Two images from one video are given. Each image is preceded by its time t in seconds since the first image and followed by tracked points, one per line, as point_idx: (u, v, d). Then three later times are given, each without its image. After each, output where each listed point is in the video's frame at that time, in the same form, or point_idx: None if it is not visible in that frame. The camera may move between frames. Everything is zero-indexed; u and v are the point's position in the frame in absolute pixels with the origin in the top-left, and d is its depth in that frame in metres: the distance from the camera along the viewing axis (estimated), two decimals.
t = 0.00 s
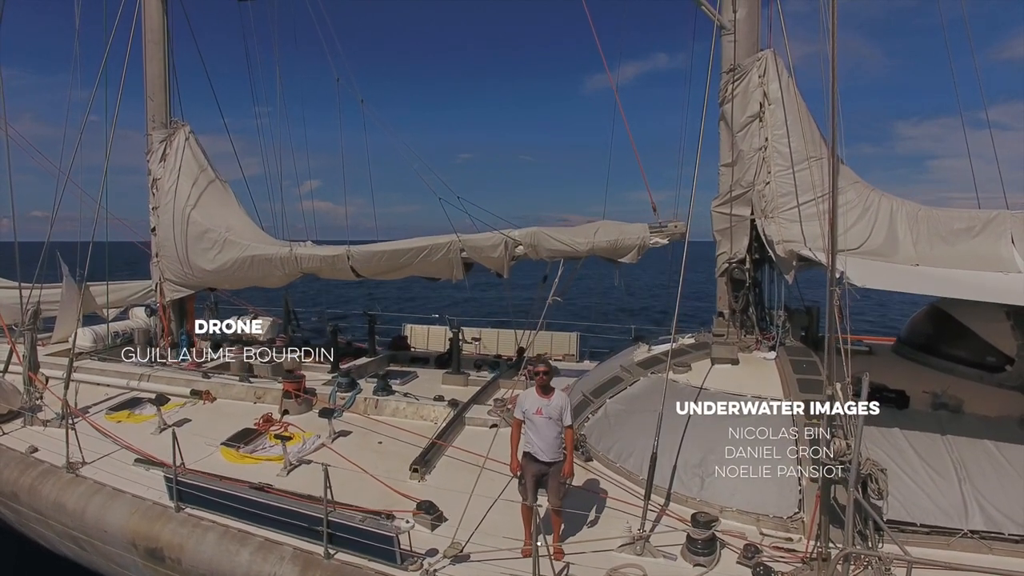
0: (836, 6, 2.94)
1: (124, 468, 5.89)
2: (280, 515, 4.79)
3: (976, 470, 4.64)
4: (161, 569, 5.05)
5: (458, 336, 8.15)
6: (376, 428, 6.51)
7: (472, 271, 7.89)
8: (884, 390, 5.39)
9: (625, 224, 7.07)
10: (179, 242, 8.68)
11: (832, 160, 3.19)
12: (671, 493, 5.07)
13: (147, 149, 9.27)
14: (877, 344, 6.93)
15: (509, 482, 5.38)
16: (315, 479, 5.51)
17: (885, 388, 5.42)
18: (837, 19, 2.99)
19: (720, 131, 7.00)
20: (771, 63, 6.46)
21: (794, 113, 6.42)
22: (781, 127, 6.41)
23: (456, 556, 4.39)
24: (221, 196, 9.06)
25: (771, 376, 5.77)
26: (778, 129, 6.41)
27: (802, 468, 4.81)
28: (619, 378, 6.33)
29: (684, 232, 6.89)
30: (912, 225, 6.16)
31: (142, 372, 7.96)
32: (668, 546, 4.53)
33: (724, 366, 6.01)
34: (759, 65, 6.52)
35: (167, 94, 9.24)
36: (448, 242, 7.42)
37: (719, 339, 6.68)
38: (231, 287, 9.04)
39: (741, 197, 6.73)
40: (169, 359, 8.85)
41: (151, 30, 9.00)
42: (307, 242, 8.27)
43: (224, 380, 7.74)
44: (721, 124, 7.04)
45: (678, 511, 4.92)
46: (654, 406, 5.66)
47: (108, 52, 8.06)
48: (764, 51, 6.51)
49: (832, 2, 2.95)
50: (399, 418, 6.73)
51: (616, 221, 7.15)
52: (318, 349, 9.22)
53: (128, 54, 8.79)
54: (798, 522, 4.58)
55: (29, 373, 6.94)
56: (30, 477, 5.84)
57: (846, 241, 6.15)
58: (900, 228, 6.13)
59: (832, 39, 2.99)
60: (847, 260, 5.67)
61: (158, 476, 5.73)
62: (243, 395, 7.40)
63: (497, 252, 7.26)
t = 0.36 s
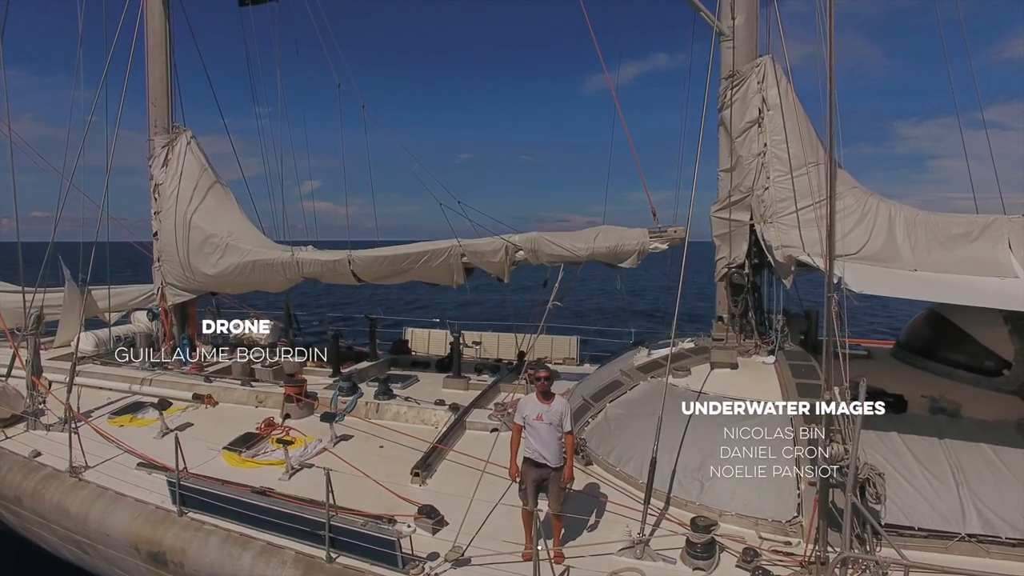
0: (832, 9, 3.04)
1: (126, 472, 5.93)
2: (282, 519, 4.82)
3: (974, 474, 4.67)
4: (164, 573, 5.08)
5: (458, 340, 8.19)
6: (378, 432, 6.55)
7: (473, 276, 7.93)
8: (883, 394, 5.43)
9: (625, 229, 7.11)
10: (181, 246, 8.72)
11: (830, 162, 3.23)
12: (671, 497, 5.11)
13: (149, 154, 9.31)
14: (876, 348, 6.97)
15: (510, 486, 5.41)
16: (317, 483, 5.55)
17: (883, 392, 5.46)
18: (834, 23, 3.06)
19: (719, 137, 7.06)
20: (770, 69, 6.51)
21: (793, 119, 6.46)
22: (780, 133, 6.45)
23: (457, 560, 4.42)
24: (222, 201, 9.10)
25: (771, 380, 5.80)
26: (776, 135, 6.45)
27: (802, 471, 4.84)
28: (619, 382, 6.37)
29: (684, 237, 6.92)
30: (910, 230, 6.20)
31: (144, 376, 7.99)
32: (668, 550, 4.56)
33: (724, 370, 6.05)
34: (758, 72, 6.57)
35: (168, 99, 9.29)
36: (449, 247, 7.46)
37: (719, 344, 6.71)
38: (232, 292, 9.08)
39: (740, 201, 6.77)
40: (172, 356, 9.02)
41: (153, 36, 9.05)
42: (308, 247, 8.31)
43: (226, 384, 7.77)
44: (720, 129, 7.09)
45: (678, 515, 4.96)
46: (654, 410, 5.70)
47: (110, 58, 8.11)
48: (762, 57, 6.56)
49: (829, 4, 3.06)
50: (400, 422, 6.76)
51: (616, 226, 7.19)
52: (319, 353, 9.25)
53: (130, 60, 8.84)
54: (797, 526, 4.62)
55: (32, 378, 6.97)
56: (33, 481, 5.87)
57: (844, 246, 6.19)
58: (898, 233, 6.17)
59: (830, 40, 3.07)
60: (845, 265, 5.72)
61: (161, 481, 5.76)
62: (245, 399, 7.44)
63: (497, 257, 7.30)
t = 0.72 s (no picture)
0: (829, 10, 3.09)
1: (129, 472, 5.95)
2: (283, 518, 4.85)
3: (972, 474, 4.69)
4: (166, 573, 5.09)
5: (459, 342, 8.21)
6: (379, 432, 6.57)
7: (473, 278, 7.96)
8: (882, 394, 5.47)
9: (625, 231, 7.15)
10: (183, 249, 8.76)
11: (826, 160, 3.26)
12: (670, 496, 5.13)
13: (151, 157, 9.37)
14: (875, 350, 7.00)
15: (510, 485, 5.43)
16: (318, 482, 5.57)
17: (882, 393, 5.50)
18: (831, 25, 3.10)
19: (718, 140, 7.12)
20: (769, 72, 6.56)
21: (792, 122, 6.51)
22: (779, 135, 6.49)
23: (458, 558, 4.44)
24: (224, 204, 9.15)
25: (770, 381, 5.83)
26: (775, 138, 6.50)
27: (801, 471, 4.86)
28: (619, 383, 6.39)
29: (684, 239, 6.96)
30: (908, 232, 6.24)
31: (145, 377, 8.02)
32: (668, 549, 4.58)
33: (723, 371, 6.07)
34: (757, 75, 6.62)
35: (171, 102, 9.35)
36: (449, 249, 7.50)
37: (718, 345, 6.74)
38: (234, 294, 9.12)
39: (739, 203, 6.83)
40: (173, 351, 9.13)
41: (156, 40, 9.12)
42: (310, 249, 8.35)
43: (227, 385, 7.80)
44: (719, 132, 7.14)
45: (678, 515, 4.97)
46: (654, 411, 5.71)
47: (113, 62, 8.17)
48: (761, 61, 6.62)
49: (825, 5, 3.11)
50: (401, 423, 6.78)
51: (616, 228, 7.23)
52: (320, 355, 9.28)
53: (133, 63, 8.90)
54: (796, 525, 4.64)
55: (35, 378, 6.99)
56: (35, 481, 5.89)
57: (843, 248, 6.23)
58: (896, 234, 6.21)
59: (827, 40, 3.11)
60: (843, 266, 5.77)
61: (163, 481, 5.78)
62: (246, 400, 7.47)
63: (497, 259, 7.34)
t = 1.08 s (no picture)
0: (828, 9, 3.13)
1: (129, 470, 5.95)
2: (283, 514, 4.85)
3: (971, 472, 4.69)
4: (166, 571, 5.10)
5: (459, 343, 8.22)
6: (379, 432, 6.58)
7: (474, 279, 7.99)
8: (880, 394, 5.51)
9: (625, 232, 7.18)
10: (185, 249, 8.79)
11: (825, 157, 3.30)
12: (670, 494, 5.13)
13: (153, 159, 9.41)
14: (874, 350, 7.02)
15: (511, 482, 5.44)
16: (319, 480, 5.58)
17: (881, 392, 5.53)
18: (830, 23, 3.14)
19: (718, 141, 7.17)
20: (768, 74, 6.59)
21: (791, 124, 6.54)
22: (778, 137, 6.53)
23: (458, 554, 4.45)
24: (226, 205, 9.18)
25: (770, 380, 5.86)
26: (774, 139, 6.54)
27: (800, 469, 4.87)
28: (619, 383, 6.41)
29: (684, 240, 7.01)
30: (907, 232, 6.27)
31: (146, 377, 8.03)
32: (668, 546, 4.59)
33: (723, 370, 6.09)
34: (757, 76, 6.66)
35: (173, 104, 9.39)
36: (450, 250, 7.53)
37: (717, 345, 6.76)
38: (235, 295, 9.14)
39: (738, 205, 6.87)
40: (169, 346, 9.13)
41: (159, 43, 9.17)
42: (311, 250, 8.38)
43: (228, 385, 7.81)
44: (719, 134, 7.19)
45: (677, 513, 4.98)
46: (654, 410, 5.72)
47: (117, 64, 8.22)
48: (761, 62, 6.66)
49: (824, 4, 3.15)
50: (401, 423, 6.78)
51: (616, 229, 7.26)
52: (320, 356, 9.29)
53: (136, 65, 8.95)
54: (796, 523, 4.64)
55: (36, 377, 7.00)
56: (36, 480, 5.90)
57: (841, 249, 6.26)
58: (895, 235, 6.24)
59: (826, 39, 3.15)
60: (842, 266, 5.81)
61: (163, 479, 5.78)
62: (247, 400, 7.47)
63: (498, 260, 7.36)
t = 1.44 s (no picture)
0: (828, 7, 3.15)
1: (130, 469, 5.94)
2: (283, 512, 4.84)
3: (972, 472, 4.71)
4: (165, 568, 5.09)
5: (460, 343, 8.22)
6: (380, 431, 6.58)
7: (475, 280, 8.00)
8: (881, 394, 5.52)
9: (627, 233, 7.19)
10: (187, 250, 8.81)
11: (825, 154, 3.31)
12: (671, 494, 5.11)
13: (156, 159, 9.43)
14: (875, 352, 7.03)
15: (512, 481, 5.45)
16: (320, 478, 5.58)
17: (882, 392, 5.54)
18: (831, 21, 3.15)
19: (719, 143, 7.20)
20: (769, 76, 6.62)
21: (792, 126, 6.57)
22: (779, 139, 6.56)
23: (459, 552, 4.45)
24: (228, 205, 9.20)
25: (770, 381, 5.87)
26: (775, 141, 6.56)
27: (802, 469, 4.87)
28: (620, 383, 6.42)
29: (684, 241, 7.00)
30: (907, 233, 6.29)
31: (147, 377, 8.03)
32: (669, 545, 4.58)
33: (724, 371, 6.10)
34: (758, 79, 6.69)
35: (176, 105, 9.42)
36: (451, 250, 7.53)
37: (718, 346, 6.77)
38: (236, 296, 9.16)
39: (739, 206, 6.88)
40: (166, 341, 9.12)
41: (163, 44, 9.21)
42: (312, 251, 8.39)
43: (228, 385, 7.80)
44: (720, 135, 7.23)
45: (678, 512, 4.97)
46: (655, 410, 5.72)
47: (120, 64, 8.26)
48: (761, 64, 6.69)
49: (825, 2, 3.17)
50: (402, 423, 6.78)
51: (618, 230, 7.27)
52: (321, 357, 9.28)
53: (139, 66, 8.99)
54: (797, 522, 4.64)
55: (37, 376, 7.00)
56: (36, 478, 5.89)
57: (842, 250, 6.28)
58: (895, 236, 6.26)
59: (827, 39, 3.16)
60: (843, 267, 5.82)
61: (164, 477, 5.78)
62: (247, 400, 7.47)
63: (499, 260, 7.38)
